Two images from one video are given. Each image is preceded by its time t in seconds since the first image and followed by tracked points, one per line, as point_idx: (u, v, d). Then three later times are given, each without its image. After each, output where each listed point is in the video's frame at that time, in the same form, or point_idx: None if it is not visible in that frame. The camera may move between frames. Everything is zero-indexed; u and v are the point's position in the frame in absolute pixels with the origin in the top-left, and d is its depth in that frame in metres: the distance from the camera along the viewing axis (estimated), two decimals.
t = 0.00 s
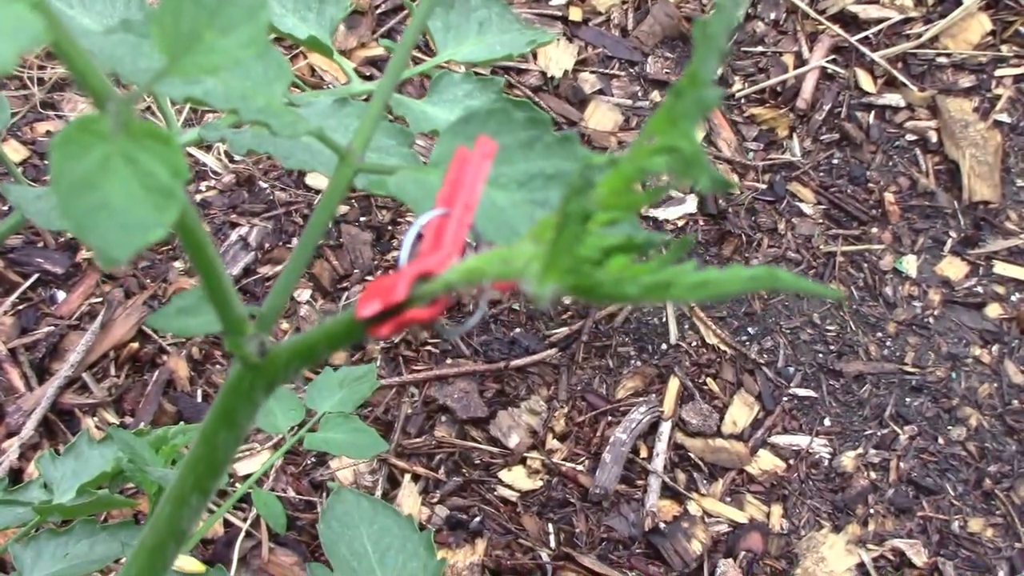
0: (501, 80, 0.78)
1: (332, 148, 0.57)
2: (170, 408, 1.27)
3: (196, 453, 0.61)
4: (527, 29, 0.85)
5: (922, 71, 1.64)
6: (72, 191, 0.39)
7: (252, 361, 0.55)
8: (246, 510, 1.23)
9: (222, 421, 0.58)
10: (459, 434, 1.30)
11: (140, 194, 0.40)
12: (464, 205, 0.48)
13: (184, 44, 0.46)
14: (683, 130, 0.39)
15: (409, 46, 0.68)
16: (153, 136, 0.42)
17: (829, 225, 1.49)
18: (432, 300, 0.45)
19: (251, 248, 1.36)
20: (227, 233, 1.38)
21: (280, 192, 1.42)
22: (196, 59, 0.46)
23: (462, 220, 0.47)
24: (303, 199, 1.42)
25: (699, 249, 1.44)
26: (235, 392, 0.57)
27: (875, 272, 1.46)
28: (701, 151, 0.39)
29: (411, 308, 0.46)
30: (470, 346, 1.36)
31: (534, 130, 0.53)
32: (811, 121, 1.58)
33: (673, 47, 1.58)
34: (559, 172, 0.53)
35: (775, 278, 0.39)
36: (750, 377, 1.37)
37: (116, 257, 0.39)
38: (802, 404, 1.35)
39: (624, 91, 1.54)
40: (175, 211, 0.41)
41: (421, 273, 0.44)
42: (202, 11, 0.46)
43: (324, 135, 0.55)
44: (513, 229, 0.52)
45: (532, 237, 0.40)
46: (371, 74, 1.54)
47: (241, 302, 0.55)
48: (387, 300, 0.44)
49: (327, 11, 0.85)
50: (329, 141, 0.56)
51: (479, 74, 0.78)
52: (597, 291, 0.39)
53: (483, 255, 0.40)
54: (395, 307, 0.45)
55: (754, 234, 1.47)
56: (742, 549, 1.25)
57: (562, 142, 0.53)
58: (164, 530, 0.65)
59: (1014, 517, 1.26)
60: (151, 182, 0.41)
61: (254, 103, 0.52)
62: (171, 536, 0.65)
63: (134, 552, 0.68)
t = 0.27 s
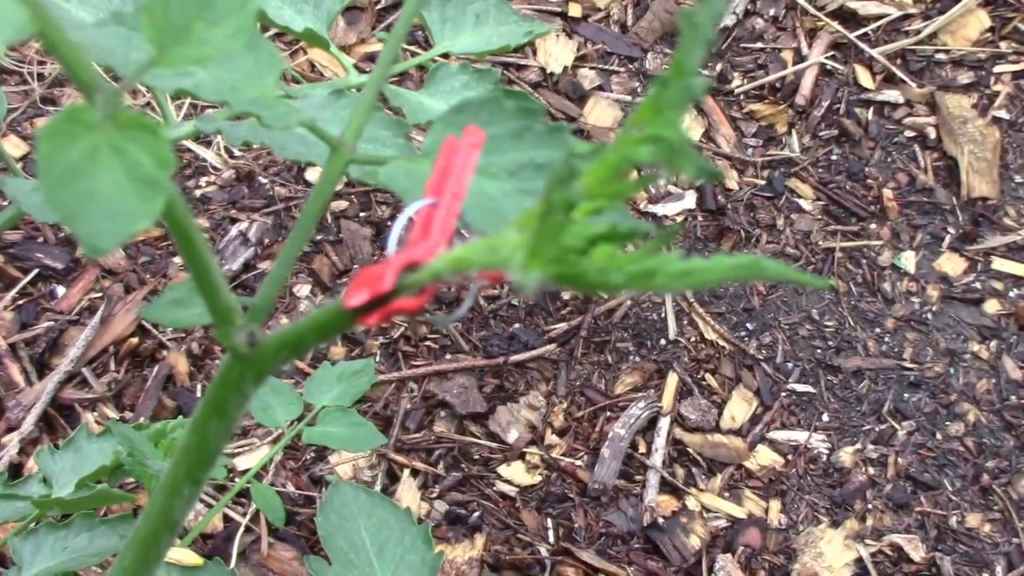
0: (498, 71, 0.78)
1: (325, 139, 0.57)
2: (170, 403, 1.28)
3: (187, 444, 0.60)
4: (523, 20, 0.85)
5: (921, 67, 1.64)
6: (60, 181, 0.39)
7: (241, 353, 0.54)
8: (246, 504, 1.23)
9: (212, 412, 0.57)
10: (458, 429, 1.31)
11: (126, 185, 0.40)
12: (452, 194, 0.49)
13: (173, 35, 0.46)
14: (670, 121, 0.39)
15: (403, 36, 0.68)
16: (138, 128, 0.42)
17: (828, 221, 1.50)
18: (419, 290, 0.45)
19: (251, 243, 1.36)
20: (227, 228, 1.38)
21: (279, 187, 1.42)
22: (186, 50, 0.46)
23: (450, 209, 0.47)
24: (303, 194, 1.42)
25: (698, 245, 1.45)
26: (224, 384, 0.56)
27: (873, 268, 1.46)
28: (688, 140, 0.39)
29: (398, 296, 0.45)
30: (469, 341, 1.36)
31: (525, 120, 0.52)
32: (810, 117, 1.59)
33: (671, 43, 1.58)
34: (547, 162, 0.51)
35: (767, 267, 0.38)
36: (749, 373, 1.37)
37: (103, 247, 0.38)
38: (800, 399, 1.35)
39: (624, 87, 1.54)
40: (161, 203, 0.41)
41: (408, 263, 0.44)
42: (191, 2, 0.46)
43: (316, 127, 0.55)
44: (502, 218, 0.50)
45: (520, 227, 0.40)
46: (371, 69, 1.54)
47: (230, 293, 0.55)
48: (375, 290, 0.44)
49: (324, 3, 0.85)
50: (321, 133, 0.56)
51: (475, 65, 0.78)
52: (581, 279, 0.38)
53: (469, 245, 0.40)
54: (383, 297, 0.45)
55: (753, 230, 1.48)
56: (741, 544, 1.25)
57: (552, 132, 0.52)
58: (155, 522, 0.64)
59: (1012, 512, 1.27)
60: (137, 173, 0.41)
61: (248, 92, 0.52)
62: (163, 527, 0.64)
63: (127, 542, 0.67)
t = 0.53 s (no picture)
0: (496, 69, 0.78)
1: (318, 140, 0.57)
2: (171, 402, 1.28)
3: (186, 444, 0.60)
4: (522, 17, 0.85)
5: (921, 65, 1.64)
6: (47, 193, 0.39)
7: (234, 359, 0.54)
8: (247, 503, 1.23)
9: (209, 414, 0.57)
10: (460, 428, 1.31)
11: (113, 195, 0.40)
12: (444, 199, 0.48)
13: (160, 40, 0.46)
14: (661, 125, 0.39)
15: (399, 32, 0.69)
16: (125, 138, 0.42)
17: (828, 218, 1.50)
18: (412, 295, 0.45)
19: (252, 242, 1.36)
20: (228, 227, 1.38)
21: (280, 186, 1.43)
22: (173, 57, 0.47)
23: (443, 213, 0.46)
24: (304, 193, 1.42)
25: (699, 243, 1.45)
26: (219, 388, 0.56)
27: (874, 265, 1.46)
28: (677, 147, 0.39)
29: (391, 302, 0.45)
30: (470, 339, 1.36)
31: (520, 121, 0.52)
32: (811, 115, 1.59)
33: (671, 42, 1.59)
34: (542, 162, 0.51)
35: (757, 271, 0.38)
36: (750, 371, 1.37)
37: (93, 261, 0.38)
38: (801, 397, 1.35)
39: (624, 86, 1.54)
40: (149, 212, 0.40)
41: (401, 270, 0.43)
42: (176, 7, 0.46)
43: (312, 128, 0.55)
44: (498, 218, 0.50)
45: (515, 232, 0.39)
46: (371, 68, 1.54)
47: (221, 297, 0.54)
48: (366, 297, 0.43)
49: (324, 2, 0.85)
50: (317, 134, 0.56)
51: (474, 63, 0.78)
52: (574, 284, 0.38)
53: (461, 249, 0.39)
54: (376, 302, 0.45)
55: (753, 227, 1.48)
56: (742, 542, 1.25)
57: (547, 131, 0.51)
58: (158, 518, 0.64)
59: (1013, 509, 1.27)
60: (125, 183, 0.41)
61: (242, 94, 0.54)
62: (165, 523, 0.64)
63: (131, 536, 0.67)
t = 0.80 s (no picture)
0: (505, 71, 0.78)
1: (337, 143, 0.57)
2: (176, 401, 1.28)
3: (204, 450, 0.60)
4: (530, 20, 0.85)
5: (924, 66, 1.64)
6: (78, 199, 0.38)
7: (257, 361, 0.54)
8: (252, 502, 1.23)
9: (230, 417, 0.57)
10: (464, 427, 1.31)
11: (144, 200, 0.40)
12: (467, 206, 0.49)
13: (189, 47, 0.45)
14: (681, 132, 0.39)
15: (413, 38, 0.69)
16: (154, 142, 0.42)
17: (832, 219, 1.50)
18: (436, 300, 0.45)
19: (257, 242, 1.37)
20: (233, 227, 1.38)
21: (285, 187, 1.43)
22: (203, 63, 0.46)
23: (464, 220, 0.48)
24: (309, 193, 1.43)
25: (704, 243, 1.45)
26: (241, 391, 0.56)
27: (878, 265, 1.46)
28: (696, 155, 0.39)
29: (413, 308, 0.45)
30: (475, 339, 1.37)
31: (537, 127, 0.52)
32: (814, 116, 1.59)
33: (675, 42, 1.59)
34: (560, 168, 0.51)
35: (778, 278, 0.38)
36: (754, 371, 1.37)
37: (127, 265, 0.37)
38: (805, 397, 1.36)
39: (628, 86, 1.54)
40: (179, 215, 0.40)
41: (424, 274, 0.44)
42: (208, 15, 0.45)
43: (329, 132, 0.55)
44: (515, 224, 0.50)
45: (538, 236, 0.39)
46: (375, 69, 1.54)
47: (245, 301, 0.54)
48: (392, 301, 0.44)
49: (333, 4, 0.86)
50: (334, 137, 0.56)
51: (483, 66, 0.78)
52: (597, 292, 0.39)
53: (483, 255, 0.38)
54: (400, 308, 0.45)
55: (757, 228, 1.48)
56: (746, 542, 1.25)
57: (563, 137, 0.52)
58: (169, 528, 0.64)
59: (1016, 509, 1.27)
60: (154, 187, 0.40)
61: (260, 97, 0.54)
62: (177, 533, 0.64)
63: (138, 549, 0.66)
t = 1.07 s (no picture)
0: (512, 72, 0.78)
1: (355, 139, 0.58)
2: (182, 402, 1.29)
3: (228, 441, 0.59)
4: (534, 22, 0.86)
5: (927, 66, 1.65)
6: (121, 184, 0.39)
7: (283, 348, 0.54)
8: (258, 502, 1.24)
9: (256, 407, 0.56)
10: (469, 428, 1.31)
11: (187, 188, 0.40)
12: (493, 196, 0.48)
13: (224, 40, 0.46)
14: (707, 122, 0.39)
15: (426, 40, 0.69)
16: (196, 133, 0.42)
17: (835, 219, 1.50)
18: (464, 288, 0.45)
19: (262, 243, 1.38)
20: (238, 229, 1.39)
21: (290, 188, 1.43)
22: (236, 55, 0.47)
23: (491, 209, 0.47)
24: (314, 195, 1.43)
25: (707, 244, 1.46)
26: (267, 379, 0.56)
27: (881, 266, 1.47)
28: (722, 143, 0.39)
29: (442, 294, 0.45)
30: (479, 340, 1.37)
31: (552, 121, 0.54)
32: (817, 117, 1.59)
33: (679, 43, 1.59)
34: (577, 160, 0.54)
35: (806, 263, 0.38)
36: (758, 371, 1.38)
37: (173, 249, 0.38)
38: (809, 397, 1.36)
39: (632, 87, 1.55)
40: (220, 202, 0.40)
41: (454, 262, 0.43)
42: (240, 8, 0.47)
43: (347, 128, 0.56)
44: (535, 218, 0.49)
45: (564, 224, 0.40)
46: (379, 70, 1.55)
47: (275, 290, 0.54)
48: (421, 288, 0.44)
49: (341, 7, 0.86)
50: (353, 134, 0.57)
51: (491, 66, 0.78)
52: (625, 277, 0.39)
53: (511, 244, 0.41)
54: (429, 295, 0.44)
55: (761, 228, 1.48)
56: (751, 541, 1.26)
57: (578, 131, 0.54)
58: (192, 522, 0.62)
59: (1020, 508, 1.27)
60: (197, 176, 0.41)
61: (280, 93, 0.54)
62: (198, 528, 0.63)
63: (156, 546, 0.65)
